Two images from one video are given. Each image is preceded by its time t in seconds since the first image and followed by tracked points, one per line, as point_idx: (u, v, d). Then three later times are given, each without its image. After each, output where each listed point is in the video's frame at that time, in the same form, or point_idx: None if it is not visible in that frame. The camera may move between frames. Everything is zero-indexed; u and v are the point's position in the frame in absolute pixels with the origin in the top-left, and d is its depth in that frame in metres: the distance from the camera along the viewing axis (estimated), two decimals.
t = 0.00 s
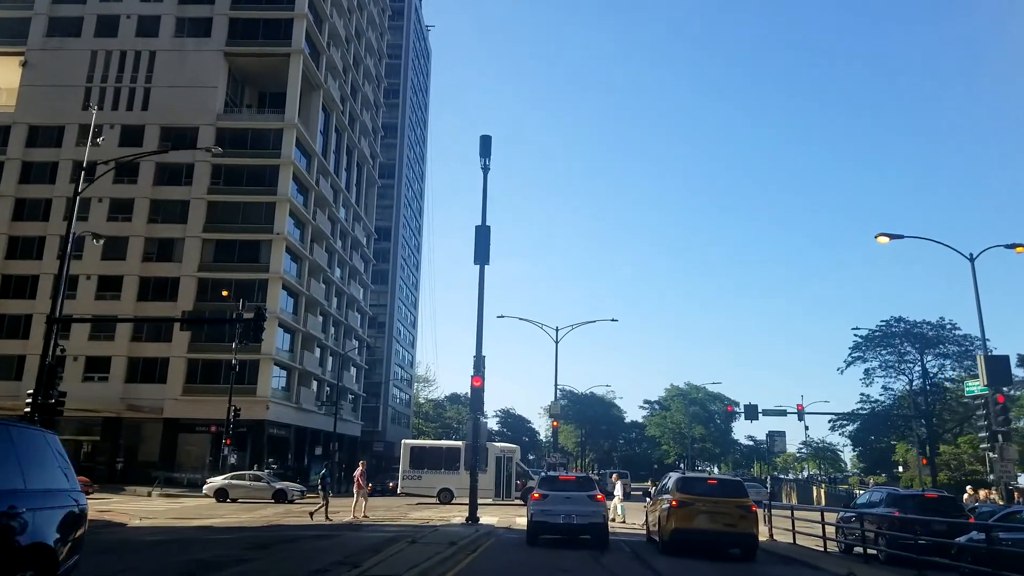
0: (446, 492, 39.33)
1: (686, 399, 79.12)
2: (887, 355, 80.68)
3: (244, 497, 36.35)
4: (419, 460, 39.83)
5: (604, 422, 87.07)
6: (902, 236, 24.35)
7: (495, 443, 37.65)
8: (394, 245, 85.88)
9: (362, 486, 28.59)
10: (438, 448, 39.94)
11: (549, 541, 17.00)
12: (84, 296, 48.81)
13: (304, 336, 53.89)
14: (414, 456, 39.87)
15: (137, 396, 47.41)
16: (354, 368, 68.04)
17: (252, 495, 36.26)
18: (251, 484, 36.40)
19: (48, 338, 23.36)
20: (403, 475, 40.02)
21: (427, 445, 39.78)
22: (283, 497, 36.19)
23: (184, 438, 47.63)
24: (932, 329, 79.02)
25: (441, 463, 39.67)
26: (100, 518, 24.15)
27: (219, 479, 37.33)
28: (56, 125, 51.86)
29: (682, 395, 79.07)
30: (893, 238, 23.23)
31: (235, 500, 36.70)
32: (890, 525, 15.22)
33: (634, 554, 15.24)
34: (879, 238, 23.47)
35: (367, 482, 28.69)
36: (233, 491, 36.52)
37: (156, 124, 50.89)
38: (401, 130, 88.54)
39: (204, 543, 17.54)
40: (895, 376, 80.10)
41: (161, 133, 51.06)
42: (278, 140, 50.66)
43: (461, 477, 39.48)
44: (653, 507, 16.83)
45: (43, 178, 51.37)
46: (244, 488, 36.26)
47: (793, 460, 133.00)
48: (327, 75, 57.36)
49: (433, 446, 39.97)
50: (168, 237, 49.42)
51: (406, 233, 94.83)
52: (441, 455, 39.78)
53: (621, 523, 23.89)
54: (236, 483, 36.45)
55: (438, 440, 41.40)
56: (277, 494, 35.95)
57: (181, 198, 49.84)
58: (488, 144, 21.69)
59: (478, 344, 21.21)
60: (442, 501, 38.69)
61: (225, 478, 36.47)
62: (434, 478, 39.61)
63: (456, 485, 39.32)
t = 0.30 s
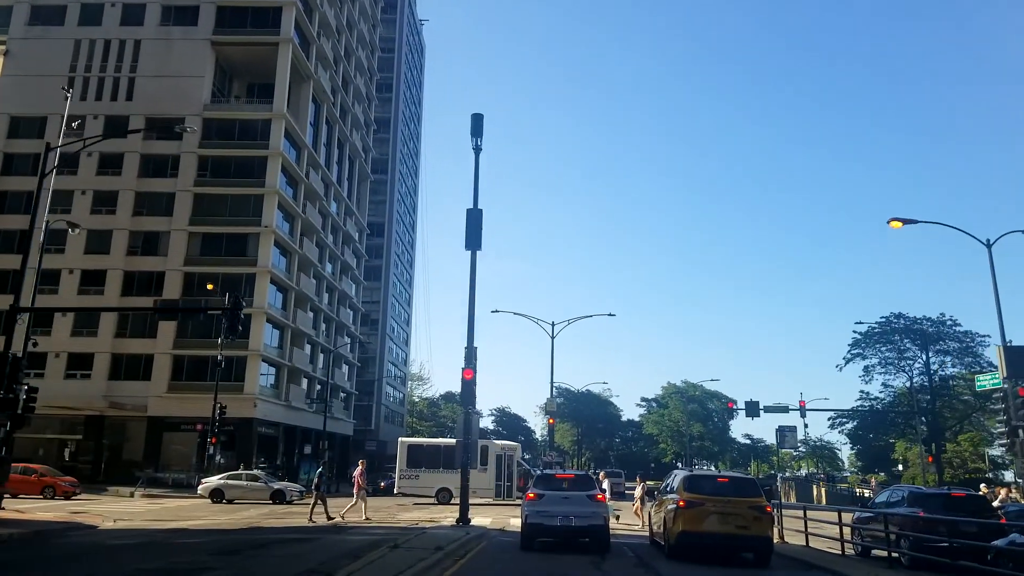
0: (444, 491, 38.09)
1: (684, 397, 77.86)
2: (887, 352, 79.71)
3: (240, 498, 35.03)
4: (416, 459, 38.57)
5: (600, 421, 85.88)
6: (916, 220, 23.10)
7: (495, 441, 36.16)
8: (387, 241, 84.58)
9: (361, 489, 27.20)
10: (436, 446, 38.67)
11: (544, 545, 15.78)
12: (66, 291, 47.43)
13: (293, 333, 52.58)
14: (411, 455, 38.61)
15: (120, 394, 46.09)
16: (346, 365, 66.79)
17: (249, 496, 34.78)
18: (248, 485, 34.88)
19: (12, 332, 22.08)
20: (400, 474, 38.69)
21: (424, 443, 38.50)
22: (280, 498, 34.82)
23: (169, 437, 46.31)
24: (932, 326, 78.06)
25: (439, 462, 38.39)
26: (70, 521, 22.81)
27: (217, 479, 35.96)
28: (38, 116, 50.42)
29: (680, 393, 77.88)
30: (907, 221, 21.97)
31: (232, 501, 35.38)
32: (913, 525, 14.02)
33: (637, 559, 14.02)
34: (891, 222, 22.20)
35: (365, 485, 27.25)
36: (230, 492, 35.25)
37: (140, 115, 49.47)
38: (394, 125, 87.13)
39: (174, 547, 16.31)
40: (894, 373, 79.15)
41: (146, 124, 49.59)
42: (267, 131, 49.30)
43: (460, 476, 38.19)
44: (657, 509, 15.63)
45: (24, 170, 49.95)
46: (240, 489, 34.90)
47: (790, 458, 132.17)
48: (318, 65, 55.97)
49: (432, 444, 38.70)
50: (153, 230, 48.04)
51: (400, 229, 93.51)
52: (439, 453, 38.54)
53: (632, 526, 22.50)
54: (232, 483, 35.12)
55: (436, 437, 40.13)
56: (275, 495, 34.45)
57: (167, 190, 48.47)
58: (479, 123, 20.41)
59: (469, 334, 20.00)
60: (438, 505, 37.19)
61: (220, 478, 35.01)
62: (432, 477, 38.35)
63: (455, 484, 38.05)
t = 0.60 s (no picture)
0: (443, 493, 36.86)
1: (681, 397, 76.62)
2: (886, 352, 78.73)
3: (237, 499, 33.60)
4: (413, 460, 37.36)
5: (597, 421, 84.69)
6: (930, 209, 21.93)
7: (495, 442, 34.87)
8: (381, 239, 83.32)
9: (359, 490, 25.96)
10: (434, 446, 37.40)
11: (539, 552, 14.64)
12: (49, 286, 46.16)
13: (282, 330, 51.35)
14: (408, 455, 37.41)
15: (104, 392, 44.87)
16: (338, 364, 65.57)
17: (245, 497, 33.37)
18: (243, 486, 33.51)
19: None
20: (396, 475, 37.44)
21: (421, 444, 37.20)
22: (278, 500, 33.40)
23: (154, 436, 45.03)
24: (931, 326, 77.04)
25: (437, 463, 37.13)
26: (40, 524, 21.61)
27: (211, 480, 34.66)
28: (21, 107, 49.06)
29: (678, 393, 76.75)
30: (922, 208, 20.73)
31: (228, 503, 34.03)
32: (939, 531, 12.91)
33: (641, 567, 12.89)
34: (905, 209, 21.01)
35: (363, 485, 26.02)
36: (226, 493, 33.85)
37: (126, 106, 48.15)
38: (388, 121, 85.90)
39: (141, 553, 15.14)
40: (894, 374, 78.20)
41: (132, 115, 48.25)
42: (256, 123, 48.02)
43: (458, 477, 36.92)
44: (661, 512, 14.48)
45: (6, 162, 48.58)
46: (237, 490, 33.50)
47: (787, 460, 131.27)
48: (309, 57, 54.70)
49: (429, 444, 37.41)
50: (139, 224, 46.76)
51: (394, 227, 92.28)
52: (438, 452, 37.26)
53: (637, 531, 21.30)
54: (228, 484, 33.84)
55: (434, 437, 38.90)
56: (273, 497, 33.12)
57: (153, 183, 47.18)
58: (471, 102, 19.20)
59: (459, 326, 18.85)
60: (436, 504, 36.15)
61: (217, 477, 33.75)
62: (430, 478, 37.13)
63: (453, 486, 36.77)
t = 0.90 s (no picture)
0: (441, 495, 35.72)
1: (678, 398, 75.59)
2: (885, 352, 77.72)
3: (233, 503, 32.42)
4: (411, 462, 36.18)
5: (594, 423, 83.66)
6: (947, 197, 20.80)
7: (500, 444, 33.59)
8: (375, 238, 82.16)
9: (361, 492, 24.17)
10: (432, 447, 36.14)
11: (534, 559, 13.56)
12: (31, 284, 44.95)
13: (272, 329, 50.23)
14: (407, 456, 36.25)
15: (88, 392, 43.71)
16: (330, 364, 64.44)
17: (242, 500, 32.13)
18: (240, 489, 32.24)
19: None
20: (393, 477, 36.30)
21: (419, 445, 35.95)
22: (277, 503, 32.18)
23: (139, 437, 43.83)
24: (932, 326, 75.80)
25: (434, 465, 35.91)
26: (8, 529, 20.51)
27: (207, 483, 33.38)
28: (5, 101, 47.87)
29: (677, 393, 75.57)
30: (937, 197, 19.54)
31: (224, 506, 32.81)
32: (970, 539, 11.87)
33: None
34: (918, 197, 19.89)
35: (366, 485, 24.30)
36: (222, 497, 32.56)
37: (112, 99, 46.86)
38: (383, 118, 84.71)
39: (105, 562, 14.02)
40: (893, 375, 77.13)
41: (118, 109, 47.00)
42: (245, 116, 46.82)
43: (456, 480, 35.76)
44: (666, 515, 13.41)
45: None
46: (234, 494, 32.27)
47: (784, 461, 130.48)
48: (300, 50, 53.52)
49: (427, 445, 36.15)
50: (124, 220, 45.56)
51: (389, 227, 91.12)
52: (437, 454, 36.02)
53: (641, 536, 20.13)
54: (225, 487, 32.61)
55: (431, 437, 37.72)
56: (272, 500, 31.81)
57: (139, 178, 46.01)
58: (463, 81, 18.09)
59: (450, 319, 17.76)
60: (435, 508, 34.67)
61: (213, 480, 32.59)
62: (429, 480, 35.98)
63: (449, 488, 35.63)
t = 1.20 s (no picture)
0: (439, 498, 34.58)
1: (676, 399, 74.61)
2: (885, 353, 76.85)
3: (229, 506, 31.23)
4: (410, 463, 35.00)
5: (591, 425, 82.65)
6: (962, 183, 19.75)
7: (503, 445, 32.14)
8: (369, 237, 81.04)
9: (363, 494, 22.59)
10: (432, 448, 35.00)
11: (529, 568, 12.52)
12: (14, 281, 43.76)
13: (262, 328, 49.08)
14: (405, 458, 35.04)
15: (73, 393, 42.52)
16: (323, 364, 63.30)
17: (239, 504, 30.96)
18: (236, 492, 30.99)
19: None
20: (391, 479, 35.14)
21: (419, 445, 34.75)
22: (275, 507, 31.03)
23: (125, 439, 42.66)
24: (934, 326, 74.80)
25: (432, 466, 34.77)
26: None
27: (202, 486, 32.12)
28: None
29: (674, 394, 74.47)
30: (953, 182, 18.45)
31: (219, 510, 31.65)
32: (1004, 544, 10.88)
33: None
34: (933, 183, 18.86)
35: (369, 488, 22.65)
36: (217, 501, 31.38)
37: (97, 93, 45.69)
38: (376, 116, 83.61)
39: (62, 571, 12.87)
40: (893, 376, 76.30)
41: (104, 103, 45.87)
42: (234, 110, 45.68)
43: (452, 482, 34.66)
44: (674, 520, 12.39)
45: None
46: (229, 497, 31.08)
47: (783, 463, 129.65)
48: (291, 43, 52.44)
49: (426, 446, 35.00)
50: (109, 216, 44.37)
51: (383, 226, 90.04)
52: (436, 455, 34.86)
53: (645, 543, 19.07)
54: (221, 491, 31.41)
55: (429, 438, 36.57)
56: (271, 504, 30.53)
57: (125, 173, 44.84)
58: (454, 59, 17.03)
59: (440, 311, 16.70)
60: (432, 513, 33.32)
61: (209, 483, 31.52)
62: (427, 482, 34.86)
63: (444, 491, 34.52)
